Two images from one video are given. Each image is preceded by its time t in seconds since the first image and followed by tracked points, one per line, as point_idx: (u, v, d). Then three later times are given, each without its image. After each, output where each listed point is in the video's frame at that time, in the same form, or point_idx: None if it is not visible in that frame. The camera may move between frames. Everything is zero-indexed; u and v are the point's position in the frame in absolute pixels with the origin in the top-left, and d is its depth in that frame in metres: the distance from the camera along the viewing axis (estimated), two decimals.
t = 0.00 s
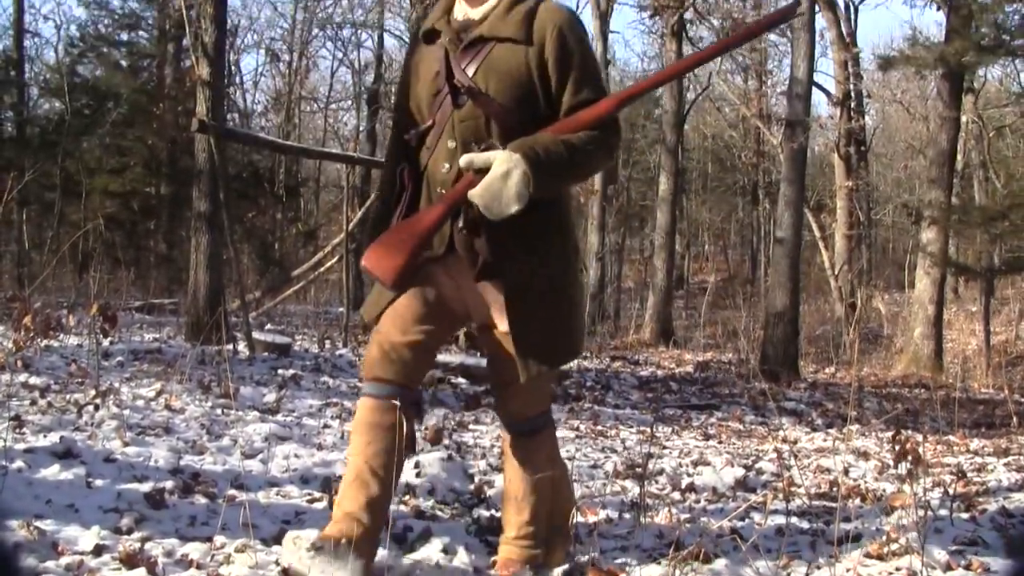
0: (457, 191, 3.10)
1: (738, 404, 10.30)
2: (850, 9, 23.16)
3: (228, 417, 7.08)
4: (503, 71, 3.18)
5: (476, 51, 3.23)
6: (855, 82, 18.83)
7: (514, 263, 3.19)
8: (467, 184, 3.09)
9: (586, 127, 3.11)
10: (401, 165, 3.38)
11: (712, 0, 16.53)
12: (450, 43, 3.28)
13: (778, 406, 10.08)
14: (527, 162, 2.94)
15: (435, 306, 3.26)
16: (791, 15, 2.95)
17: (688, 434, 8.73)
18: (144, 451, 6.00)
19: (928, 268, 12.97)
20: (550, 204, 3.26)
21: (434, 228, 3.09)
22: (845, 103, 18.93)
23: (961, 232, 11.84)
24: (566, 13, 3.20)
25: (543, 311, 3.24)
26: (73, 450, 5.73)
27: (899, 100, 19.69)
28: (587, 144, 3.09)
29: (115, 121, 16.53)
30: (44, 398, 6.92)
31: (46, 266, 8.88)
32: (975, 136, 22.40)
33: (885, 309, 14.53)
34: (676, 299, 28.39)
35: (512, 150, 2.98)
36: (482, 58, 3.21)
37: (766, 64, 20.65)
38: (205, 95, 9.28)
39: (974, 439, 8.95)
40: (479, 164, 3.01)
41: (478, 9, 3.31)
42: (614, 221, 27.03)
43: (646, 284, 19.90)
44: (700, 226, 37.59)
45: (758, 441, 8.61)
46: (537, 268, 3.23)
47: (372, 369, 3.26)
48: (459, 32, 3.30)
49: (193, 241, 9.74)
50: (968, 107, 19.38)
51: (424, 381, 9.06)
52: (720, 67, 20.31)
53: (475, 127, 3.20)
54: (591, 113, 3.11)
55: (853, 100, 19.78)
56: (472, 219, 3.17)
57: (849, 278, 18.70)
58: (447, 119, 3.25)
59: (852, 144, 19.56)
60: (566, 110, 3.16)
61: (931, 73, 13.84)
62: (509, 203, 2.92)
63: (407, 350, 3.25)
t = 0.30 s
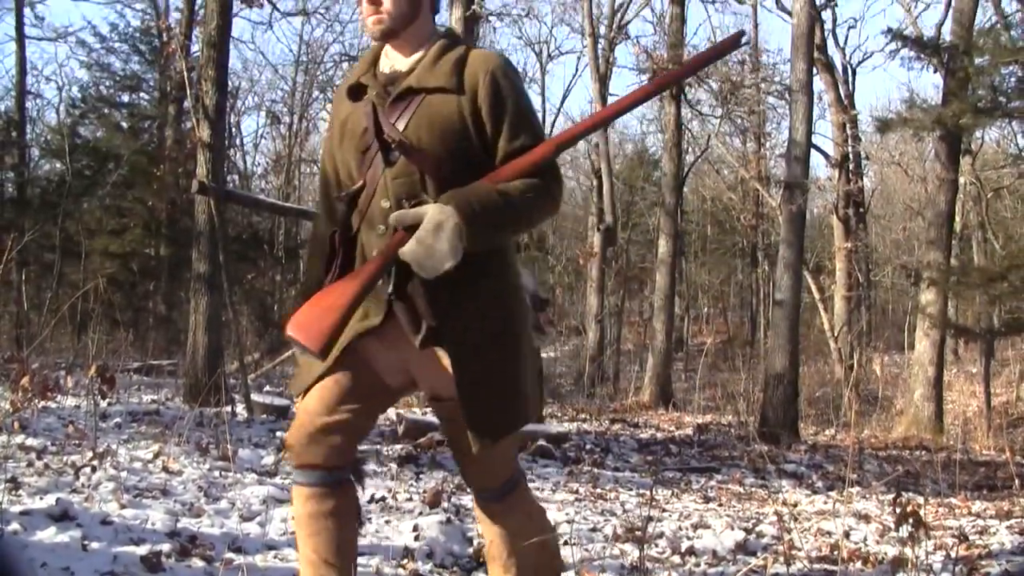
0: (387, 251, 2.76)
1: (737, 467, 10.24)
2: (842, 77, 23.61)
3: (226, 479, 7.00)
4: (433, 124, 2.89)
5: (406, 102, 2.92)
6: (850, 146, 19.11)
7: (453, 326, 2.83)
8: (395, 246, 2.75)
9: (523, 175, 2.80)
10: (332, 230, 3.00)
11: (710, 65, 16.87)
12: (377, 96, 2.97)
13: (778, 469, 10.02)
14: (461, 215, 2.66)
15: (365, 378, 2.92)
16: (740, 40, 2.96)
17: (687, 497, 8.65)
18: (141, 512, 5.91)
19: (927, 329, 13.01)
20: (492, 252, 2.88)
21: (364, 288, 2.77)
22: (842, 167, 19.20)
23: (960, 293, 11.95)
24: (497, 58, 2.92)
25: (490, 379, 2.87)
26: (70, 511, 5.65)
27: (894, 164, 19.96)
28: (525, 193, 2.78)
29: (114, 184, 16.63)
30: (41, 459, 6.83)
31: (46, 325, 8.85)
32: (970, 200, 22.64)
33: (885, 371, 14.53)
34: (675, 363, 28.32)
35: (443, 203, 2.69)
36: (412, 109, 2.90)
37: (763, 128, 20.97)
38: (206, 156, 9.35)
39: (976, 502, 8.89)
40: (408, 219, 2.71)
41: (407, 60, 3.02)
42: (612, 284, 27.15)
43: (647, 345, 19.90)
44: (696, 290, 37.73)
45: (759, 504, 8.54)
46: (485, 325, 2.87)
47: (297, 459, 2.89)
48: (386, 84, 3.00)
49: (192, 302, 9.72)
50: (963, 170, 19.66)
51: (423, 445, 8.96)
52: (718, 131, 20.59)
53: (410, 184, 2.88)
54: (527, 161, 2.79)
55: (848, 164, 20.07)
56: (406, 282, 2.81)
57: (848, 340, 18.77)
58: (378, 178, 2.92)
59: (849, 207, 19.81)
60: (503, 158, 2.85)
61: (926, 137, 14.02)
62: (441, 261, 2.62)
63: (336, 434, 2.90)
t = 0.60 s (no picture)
0: (305, 259, 2.49)
1: (737, 526, 10.15)
2: (839, 137, 23.89)
3: (223, 539, 6.90)
4: (356, 138, 2.63)
5: (325, 119, 2.68)
6: (848, 205, 19.30)
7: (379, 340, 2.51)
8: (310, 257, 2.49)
9: (454, 180, 2.54)
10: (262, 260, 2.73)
11: (708, 125, 17.14)
12: (294, 115, 2.71)
13: (778, 528, 9.93)
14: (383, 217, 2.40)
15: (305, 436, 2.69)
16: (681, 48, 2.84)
17: (687, 557, 8.56)
18: (136, 572, 5.82)
19: (927, 387, 13.03)
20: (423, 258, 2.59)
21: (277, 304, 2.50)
22: (840, 225, 19.37)
23: (959, 350, 12.00)
24: (419, 69, 2.70)
25: (420, 401, 2.51)
26: (64, 571, 5.55)
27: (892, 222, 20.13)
28: (453, 199, 2.52)
29: (112, 242, 16.69)
30: (35, 518, 6.75)
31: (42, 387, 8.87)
32: (968, 258, 22.75)
33: (886, 430, 14.50)
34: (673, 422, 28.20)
35: (367, 206, 2.43)
36: (332, 126, 2.67)
37: (760, 188, 21.17)
38: (206, 214, 9.39)
39: (979, 561, 8.81)
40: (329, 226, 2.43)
41: (325, 81, 2.76)
42: (610, 342, 27.16)
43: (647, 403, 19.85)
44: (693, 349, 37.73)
45: (759, 564, 8.46)
46: (417, 339, 2.52)
47: (256, 529, 2.73)
48: (302, 103, 2.73)
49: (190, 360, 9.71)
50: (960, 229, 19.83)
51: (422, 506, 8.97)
52: (715, 190, 20.79)
53: (336, 200, 2.60)
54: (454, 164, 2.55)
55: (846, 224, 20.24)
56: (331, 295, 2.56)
57: (848, 399, 18.75)
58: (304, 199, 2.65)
59: (846, 265, 19.95)
60: (430, 167, 2.60)
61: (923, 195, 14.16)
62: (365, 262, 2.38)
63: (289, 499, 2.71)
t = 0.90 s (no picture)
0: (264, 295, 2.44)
1: None
2: (838, 200, 24.09)
3: None
4: (315, 176, 2.54)
5: (286, 156, 2.61)
6: (848, 268, 19.40)
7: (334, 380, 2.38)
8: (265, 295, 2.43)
9: (415, 222, 2.44)
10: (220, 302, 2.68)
11: (708, 190, 17.32)
12: (255, 153, 2.64)
13: None
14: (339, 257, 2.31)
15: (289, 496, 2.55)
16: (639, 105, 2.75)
17: None
18: None
19: (929, 451, 12.94)
20: (381, 299, 2.48)
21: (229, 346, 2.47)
22: (840, 288, 19.46)
23: (961, 414, 11.98)
24: (384, 109, 2.61)
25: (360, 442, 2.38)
26: None
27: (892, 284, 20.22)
28: (414, 240, 2.41)
29: (112, 304, 16.74)
30: None
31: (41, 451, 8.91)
32: (969, 321, 22.80)
33: (889, 494, 14.39)
34: (675, 487, 27.94)
35: (323, 244, 2.35)
36: (291, 163, 2.58)
37: (761, 251, 21.26)
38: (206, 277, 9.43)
39: None
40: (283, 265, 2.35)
41: (288, 118, 2.69)
42: (611, 406, 27.06)
43: (648, 467, 19.72)
44: (695, 411, 37.60)
45: None
46: (370, 379, 2.41)
47: None
48: (264, 141, 2.67)
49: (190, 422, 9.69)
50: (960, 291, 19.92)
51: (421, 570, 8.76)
52: (716, 254, 20.91)
53: (292, 238, 2.51)
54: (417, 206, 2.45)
55: (847, 287, 20.31)
56: (283, 335, 2.46)
57: (850, 462, 18.64)
58: (260, 239, 2.57)
59: (847, 329, 19.99)
60: (390, 208, 2.49)
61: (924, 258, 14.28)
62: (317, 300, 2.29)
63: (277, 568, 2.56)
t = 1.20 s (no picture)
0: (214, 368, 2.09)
1: None
2: (838, 254, 24.20)
3: None
4: (280, 233, 2.26)
5: (252, 209, 2.32)
6: (849, 321, 19.45)
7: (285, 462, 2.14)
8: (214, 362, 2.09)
9: (388, 290, 2.09)
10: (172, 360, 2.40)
11: (709, 243, 17.44)
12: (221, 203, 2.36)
13: None
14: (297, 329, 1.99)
15: None
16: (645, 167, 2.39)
17: None
18: None
19: (932, 505, 12.88)
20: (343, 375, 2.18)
21: (177, 423, 2.11)
22: (841, 341, 19.52)
23: (964, 467, 11.95)
24: (362, 161, 2.30)
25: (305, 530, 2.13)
26: None
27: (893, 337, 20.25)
28: (379, 313, 2.06)
29: (112, 357, 16.74)
30: None
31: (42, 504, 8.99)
32: (971, 374, 22.79)
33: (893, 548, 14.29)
34: (677, 541, 27.70)
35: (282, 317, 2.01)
36: (258, 217, 2.30)
37: (762, 305, 21.29)
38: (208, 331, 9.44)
39: None
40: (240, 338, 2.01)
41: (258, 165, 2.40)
42: (613, 459, 26.92)
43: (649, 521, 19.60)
44: (697, 464, 37.41)
45: None
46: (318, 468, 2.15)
47: None
48: (232, 189, 2.38)
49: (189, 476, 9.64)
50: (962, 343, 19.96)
51: None
52: (717, 307, 20.98)
53: (252, 301, 2.22)
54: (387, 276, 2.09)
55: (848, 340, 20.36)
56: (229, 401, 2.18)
57: (853, 516, 18.52)
58: (219, 298, 2.28)
59: (849, 382, 20.00)
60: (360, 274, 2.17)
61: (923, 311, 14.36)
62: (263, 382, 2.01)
63: None
